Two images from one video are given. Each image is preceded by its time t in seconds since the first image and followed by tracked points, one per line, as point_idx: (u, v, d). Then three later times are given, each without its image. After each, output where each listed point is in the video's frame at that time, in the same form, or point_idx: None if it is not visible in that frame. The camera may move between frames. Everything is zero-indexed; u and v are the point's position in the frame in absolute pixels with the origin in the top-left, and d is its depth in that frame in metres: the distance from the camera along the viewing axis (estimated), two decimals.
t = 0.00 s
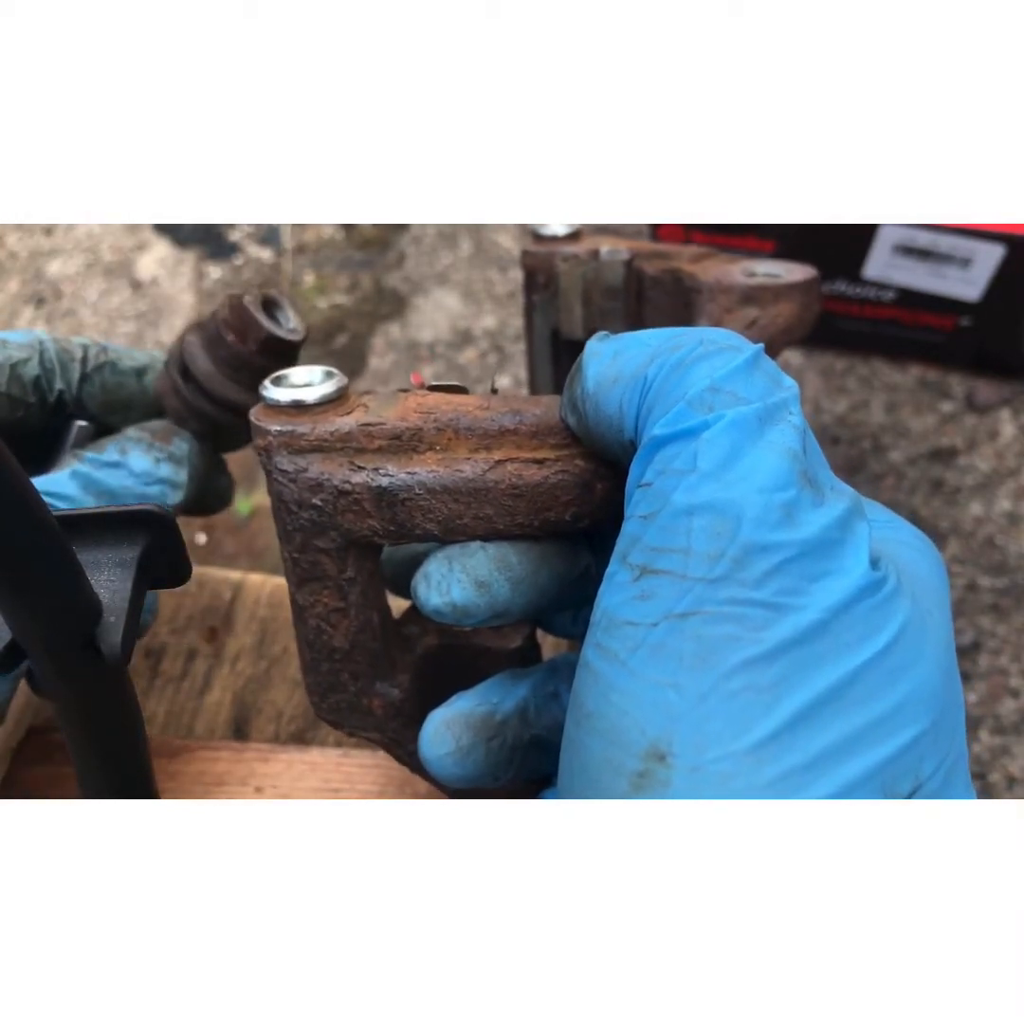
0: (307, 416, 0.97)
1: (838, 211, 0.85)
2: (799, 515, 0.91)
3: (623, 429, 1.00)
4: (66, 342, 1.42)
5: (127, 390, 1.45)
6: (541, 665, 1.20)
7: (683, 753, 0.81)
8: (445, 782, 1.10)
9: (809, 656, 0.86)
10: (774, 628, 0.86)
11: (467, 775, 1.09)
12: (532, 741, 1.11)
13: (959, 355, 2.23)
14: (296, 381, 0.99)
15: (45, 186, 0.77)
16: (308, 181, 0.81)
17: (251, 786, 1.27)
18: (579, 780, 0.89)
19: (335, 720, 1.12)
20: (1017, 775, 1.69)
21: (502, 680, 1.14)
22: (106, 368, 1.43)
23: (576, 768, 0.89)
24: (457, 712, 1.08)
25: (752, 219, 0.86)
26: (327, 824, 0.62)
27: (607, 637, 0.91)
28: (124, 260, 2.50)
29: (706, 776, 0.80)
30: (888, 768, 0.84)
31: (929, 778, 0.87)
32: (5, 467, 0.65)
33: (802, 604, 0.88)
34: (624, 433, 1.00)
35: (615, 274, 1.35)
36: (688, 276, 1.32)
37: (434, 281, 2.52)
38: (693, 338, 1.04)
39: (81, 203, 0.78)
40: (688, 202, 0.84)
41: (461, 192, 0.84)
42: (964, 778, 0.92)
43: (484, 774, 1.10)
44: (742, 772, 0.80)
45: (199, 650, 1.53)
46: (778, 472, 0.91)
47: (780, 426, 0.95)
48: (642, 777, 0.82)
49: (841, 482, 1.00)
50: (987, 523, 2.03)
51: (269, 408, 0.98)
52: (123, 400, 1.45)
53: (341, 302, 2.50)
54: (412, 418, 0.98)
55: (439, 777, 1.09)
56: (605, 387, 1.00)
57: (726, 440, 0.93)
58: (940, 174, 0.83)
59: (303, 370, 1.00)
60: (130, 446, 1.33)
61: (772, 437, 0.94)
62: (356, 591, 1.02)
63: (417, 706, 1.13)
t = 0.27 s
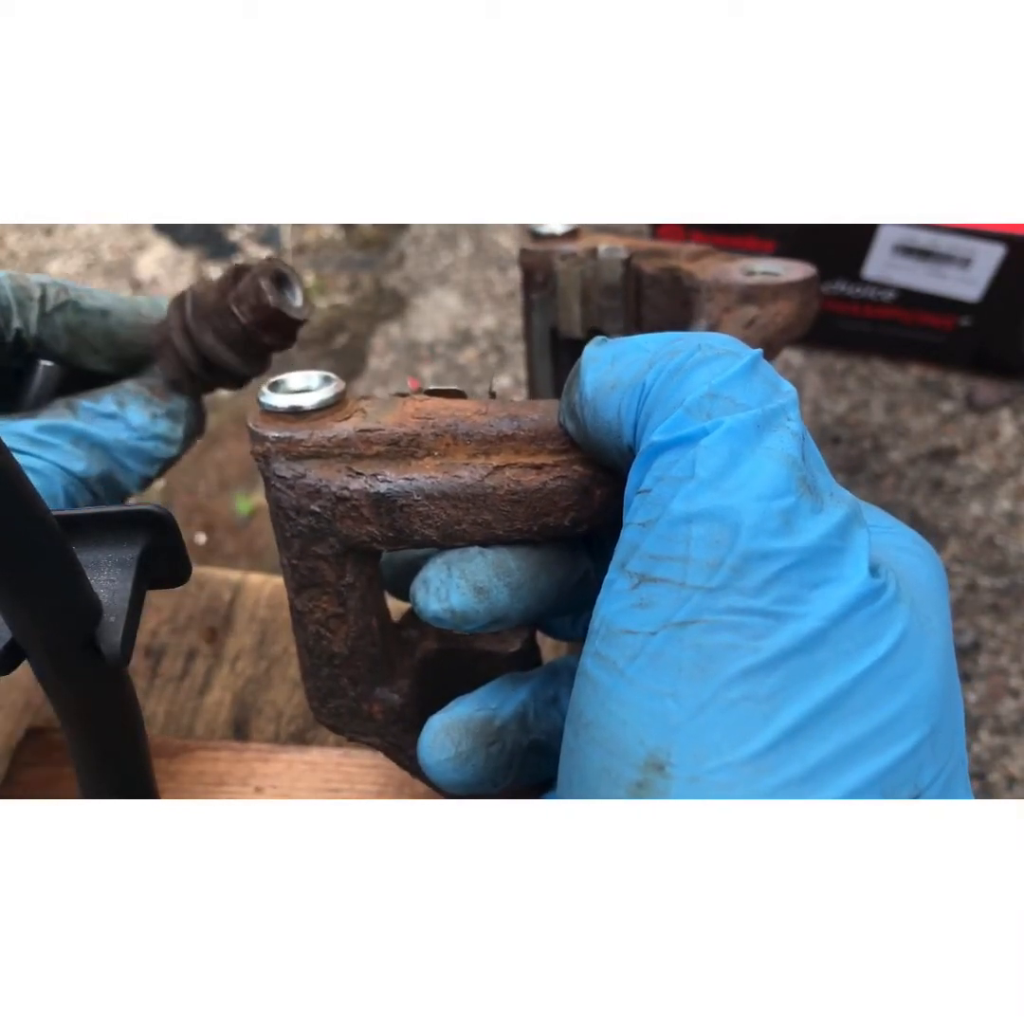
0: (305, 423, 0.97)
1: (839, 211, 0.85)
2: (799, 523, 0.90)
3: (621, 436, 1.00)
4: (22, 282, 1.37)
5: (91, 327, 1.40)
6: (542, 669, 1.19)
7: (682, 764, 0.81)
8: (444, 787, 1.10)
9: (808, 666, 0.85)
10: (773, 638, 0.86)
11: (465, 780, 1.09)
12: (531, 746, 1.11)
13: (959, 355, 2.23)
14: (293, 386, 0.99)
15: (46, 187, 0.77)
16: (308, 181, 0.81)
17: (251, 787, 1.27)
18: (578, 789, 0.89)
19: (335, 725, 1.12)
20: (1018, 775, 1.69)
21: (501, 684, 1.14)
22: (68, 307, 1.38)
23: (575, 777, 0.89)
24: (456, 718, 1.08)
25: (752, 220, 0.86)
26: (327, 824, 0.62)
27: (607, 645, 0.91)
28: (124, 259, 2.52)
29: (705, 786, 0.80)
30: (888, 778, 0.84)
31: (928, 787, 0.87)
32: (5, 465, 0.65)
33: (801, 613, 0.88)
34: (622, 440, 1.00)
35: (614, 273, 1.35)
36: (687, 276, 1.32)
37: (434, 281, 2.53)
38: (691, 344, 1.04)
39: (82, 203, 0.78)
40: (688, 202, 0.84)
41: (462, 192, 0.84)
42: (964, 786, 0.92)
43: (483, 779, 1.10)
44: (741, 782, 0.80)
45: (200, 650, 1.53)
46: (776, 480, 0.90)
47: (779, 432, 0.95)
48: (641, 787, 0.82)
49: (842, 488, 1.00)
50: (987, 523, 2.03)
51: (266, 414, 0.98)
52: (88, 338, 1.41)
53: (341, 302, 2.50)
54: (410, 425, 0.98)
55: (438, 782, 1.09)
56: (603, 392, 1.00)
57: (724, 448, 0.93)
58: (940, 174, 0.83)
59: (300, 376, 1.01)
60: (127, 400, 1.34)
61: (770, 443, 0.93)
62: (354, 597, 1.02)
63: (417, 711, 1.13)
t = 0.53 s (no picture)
0: (304, 422, 0.97)
1: (838, 211, 0.85)
2: (798, 521, 0.90)
3: (620, 435, 1.00)
4: None
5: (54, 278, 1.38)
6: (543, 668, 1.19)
7: (680, 762, 0.81)
8: (444, 787, 1.10)
9: (807, 665, 0.85)
10: (772, 636, 0.86)
11: (465, 780, 1.09)
12: (530, 746, 1.11)
13: (959, 355, 2.23)
14: (293, 385, 0.99)
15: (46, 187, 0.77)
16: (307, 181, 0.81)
17: (251, 786, 1.27)
18: (576, 788, 0.89)
19: (335, 724, 1.12)
20: (1018, 776, 1.69)
21: (501, 684, 1.14)
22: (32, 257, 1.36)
23: (573, 775, 0.89)
24: (455, 717, 1.08)
25: (752, 220, 0.86)
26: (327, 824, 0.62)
27: (605, 644, 0.91)
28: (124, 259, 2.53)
29: (703, 784, 0.80)
30: (887, 777, 0.84)
31: (926, 786, 0.87)
32: (5, 465, 0.65)
33: (800, 611, 0.88)
34: (622, 439, 1.00)
35: (614, 273, 1.35)
36: (687, 277, 1.32)
37: (435, 281, 2.53)
38: (690, 343, 1.04)
39: (81, 203, 0.78)
40: (688, 202, 0.84)
41: (461, 192, 0.84)
42: (962, 785, 0.92)
43: (483, 779, 1.10)
44: (740, 781, 0.80)
45: (200, 650, 1.53)
46: (775, 479, 0.90)
47: (778, 431, 0.95)
48: (639, 786, 0.82)
49: (840, 487, 1.00)
50: (987, 523, 2.03)
51: (266, 414, 0.98)
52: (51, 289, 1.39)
53: (341, 302, 2.51)
54: (409, 424, 0.98)
55: (438, 781, 1.09)
56: (603, 391, 1.00)
57: (723, 446, 0.93)
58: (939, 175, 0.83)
59: (300, 375, 1.00)
60: (108, 360, 1.38)
61: (769, 442, 0.93)
62: (354, 596, 1.02)
63: (417, 710, 1.13)
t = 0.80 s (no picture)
0: (304, 423, 0.97)
1: (838, 212, 0.85)
2: (798, 524, 0.90)
3: (620, 437, 1.00)
4: None
5: (47, 295, 1.36)
6: (541, 670, 1.19)
7: (678, 765, 0.81)
8: (443, 788, 1.10)
9: (807, 668, 0.85)
10: (771, 640, 0.86)
11: (464, 782, 1.09)
12: (529, 747, 1.12)
13: (959, 355, 2.23)
14: (294, 387, 0.99)
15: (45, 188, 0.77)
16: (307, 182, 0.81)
17: (251, 786, 1.27)
18: (576, 791, 0.89)
19: (334, 725, 1.12)
20: (1018, 776, 1.68)
21: (500, 686, 1.14)
22: (24, 274, 1.34)
23: (572, 777, 0.89)
24: (454, 719, 1.08)
25: (752, 220, 0.86)
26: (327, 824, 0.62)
27: (605, 647, 0.91)
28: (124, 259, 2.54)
29: (701, 788, 0.80)
30: (886, 780, 0.83)
31: (926, 789, 0.86)
32: (5, 466, 0.65)
33: (800, 615, 0.88)
34: (622, 440, 1.00)
35: (616, 274, 1.36)
36: (689, 276, 1.33)
37: (435, 281, 2.53)
38: (690, 345, 1.04)
39: (81, 204, 0.78)
40: (687, 203, 0.84)
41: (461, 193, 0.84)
42: (963, 789, 0.92)
43: (482, 780, 1.10)
44: (738, 785, 0.80)
45: (200, 650, 1.53)
46: (775, 482, 0.90)
47: (777, 434, 0.95)
48: (638, 789, 0.82)
49: (841, 490, 1.00)
50: (987, 523, 2.03)
51: (265, 416, 0.98)
52: (42, 306, 1.37)
53: (342, 302, 2.51)
54: (409, 426, 0.98)
55: (437, 783, 1.09)
56: (603, 393, 1.00)
57: (723, 449, 0.93)
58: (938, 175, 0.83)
59: (299, 377, 1.01)
60: (107, 381, 1.39)
61: (769, 445, 0.93)
62: (354, 598, 1.02)
63: (416, 711, 1.13)
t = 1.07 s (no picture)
0: (304, 425, 0.97)
1: (838, 212, 0.85)
2: (800, 526, 0.90)
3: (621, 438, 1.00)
4: None
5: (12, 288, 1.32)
6: (542, 670, 1.19)
7: (682, 767, 0.81)
8: (444, 789, 1.10)
9: (810, 670, 0.85)
10: (774, 642, 0.86)
11: (465, 783, 1.09)
12: (530, 748, 1.11)
13: (959, 355, 2.23)
14: (293, 389, 0.99)
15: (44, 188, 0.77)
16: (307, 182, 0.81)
17: (252, 787, 1.27)
18: (578, 793, 0.89)
19: (335, 726, 1.12)
20: (1018, 776, 1.68)
21: (501, 687, 1.14)
22: None
23: (574, 779, 0.89)
24: (455, 720, 1.08)
25: (752, 220, 0.86)
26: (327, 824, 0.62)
27: (607, 649, 0.91)
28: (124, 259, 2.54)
29: (704, 790, 0.80)
30: (889, 782, 0.84)
31: (928, 791, 0.87)
32: (5, 465, 0.65)
33: (802, 617, 0.88)
34: (623, 443, 1.00)
35: (615, 272, 1.36)
36: (688, 276, 1.34)
37: (435, 281, 2.53)
38: (691, 347, 1.04)
39: (80, 204, 0.78)
40: (687, 203, 0.84)
41: (461, 193, 0.84)
42: (965, 790, 0.92)
43: (482, 782, 1.10)
44: (741, 787, 0.80)
45: (200, 651, 1.53)
46: (777, 483, 0.90)
47: (779, 435, 0.95)
48: (641, 791, 0.82)
49: (843, 491, 1.00)
50: (987, 523, 2.03)
51: (265, 417, 0.98)
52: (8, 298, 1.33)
53: (342, 302, 2.51)
54: (410, 427, 0.98)
55: (438, 784, 1.09)
56: (603, 395, 1.00)
57: (725, 450, 0.93)
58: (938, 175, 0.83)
59: (299, 378, 1.01)
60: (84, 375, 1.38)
61: (771, 446, 0.93)
62: (354, 599, 1.02)
63: (417, 711, 1.13)
